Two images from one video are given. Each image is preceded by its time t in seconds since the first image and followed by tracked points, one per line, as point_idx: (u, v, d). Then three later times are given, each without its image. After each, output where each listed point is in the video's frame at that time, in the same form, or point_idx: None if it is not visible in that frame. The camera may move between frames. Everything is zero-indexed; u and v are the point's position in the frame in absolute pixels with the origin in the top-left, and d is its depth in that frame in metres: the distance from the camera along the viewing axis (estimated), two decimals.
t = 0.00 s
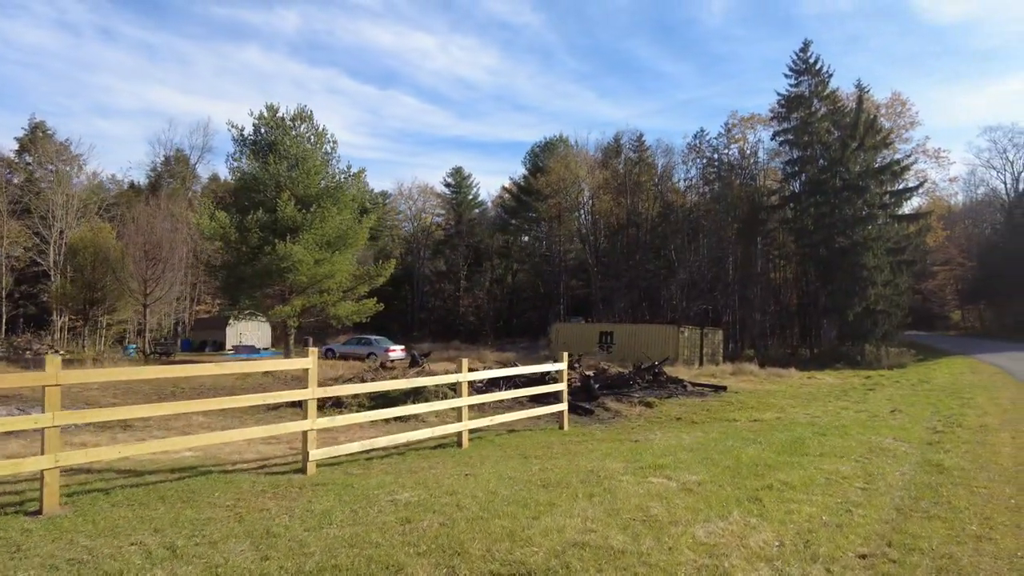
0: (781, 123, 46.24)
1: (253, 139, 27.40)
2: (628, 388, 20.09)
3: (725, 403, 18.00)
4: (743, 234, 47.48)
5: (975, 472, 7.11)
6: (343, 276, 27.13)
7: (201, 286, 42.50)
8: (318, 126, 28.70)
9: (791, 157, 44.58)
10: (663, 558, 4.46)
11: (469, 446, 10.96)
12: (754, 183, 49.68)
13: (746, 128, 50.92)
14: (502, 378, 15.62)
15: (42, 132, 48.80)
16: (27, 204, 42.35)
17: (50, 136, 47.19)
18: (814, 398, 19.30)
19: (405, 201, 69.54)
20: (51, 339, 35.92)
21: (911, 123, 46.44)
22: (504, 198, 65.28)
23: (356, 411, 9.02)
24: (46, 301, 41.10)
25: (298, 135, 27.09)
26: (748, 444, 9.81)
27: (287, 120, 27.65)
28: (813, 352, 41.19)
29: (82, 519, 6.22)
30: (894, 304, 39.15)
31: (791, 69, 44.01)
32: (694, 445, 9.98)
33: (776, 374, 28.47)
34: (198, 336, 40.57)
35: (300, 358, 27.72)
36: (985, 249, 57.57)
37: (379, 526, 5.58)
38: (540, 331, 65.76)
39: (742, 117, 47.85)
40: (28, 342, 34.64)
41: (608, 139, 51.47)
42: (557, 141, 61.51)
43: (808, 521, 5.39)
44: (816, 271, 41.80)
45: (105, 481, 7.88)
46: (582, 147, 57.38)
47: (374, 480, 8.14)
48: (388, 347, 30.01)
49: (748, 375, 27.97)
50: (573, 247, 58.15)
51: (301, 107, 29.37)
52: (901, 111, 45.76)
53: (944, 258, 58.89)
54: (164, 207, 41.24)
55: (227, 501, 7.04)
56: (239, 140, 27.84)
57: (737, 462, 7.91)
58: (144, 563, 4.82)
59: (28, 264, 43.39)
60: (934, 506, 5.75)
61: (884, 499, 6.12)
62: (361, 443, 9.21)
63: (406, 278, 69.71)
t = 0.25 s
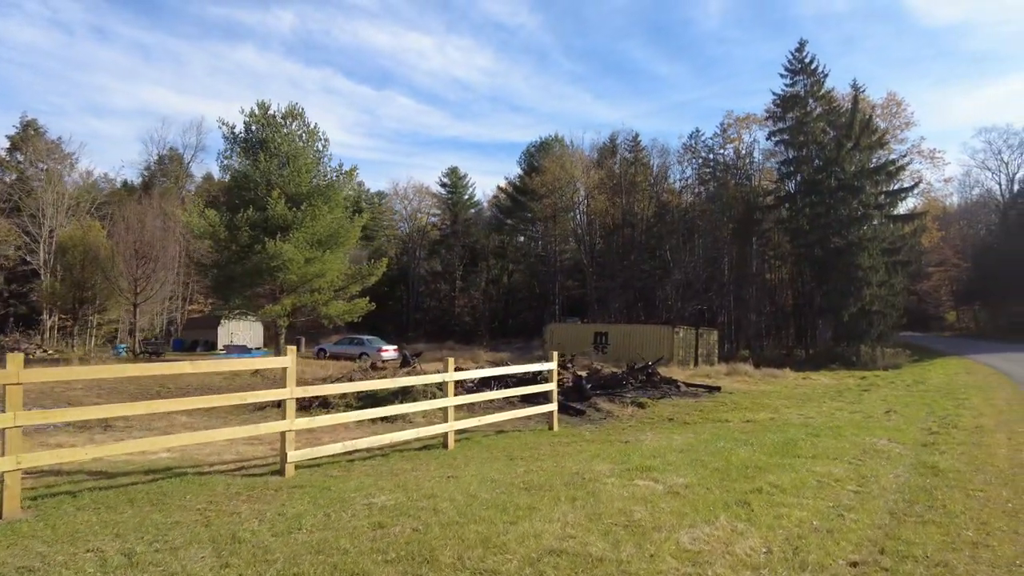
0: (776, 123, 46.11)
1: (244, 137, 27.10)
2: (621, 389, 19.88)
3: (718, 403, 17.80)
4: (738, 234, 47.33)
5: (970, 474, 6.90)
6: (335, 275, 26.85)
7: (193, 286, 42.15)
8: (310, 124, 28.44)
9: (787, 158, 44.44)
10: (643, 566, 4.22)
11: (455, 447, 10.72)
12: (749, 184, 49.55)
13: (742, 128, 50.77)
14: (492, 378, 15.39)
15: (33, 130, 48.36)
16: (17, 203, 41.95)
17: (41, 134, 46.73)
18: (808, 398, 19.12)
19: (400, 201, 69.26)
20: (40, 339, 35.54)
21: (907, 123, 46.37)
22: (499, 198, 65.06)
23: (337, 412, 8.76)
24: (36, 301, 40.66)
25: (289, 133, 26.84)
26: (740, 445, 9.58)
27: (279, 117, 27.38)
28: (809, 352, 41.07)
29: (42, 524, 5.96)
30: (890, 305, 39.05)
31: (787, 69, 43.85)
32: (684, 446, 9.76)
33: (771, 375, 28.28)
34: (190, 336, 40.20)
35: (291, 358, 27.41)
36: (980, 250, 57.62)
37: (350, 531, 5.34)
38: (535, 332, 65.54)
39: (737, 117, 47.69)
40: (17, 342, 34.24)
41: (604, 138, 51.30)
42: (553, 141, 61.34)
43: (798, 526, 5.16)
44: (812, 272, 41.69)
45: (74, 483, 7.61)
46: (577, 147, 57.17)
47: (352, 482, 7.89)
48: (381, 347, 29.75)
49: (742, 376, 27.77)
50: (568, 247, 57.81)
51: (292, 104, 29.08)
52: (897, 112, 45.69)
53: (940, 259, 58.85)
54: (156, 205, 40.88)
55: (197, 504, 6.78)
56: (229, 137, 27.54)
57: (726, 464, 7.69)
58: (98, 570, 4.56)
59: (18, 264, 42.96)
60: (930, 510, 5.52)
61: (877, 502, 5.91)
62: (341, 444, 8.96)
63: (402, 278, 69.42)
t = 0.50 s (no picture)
0: (774, 123, 45.96)
1: (236, 136, 26.86)
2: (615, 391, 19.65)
3: (712, 406, 17.59)
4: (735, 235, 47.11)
5: (967, 482, 6.68)
6: (327, 276, 26.61)
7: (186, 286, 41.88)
8: (303, 123, 28.21)
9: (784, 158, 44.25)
10: None
11: (442, 451, 10.48)
12: (746, 184, 49.38)
13: (739, 128, 50.60)
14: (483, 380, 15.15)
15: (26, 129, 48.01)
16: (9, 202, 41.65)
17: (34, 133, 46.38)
18: (804, 401, 18.92)
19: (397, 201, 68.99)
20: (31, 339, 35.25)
21: (904, 124, 46.23)
22: (496, 198, 64.83)
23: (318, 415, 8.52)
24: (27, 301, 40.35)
25: (281, 132, 26.62)
26: (732, 450, 9.35)
27: (271, 116, 27.15)
28: (806, 354, 40.87)
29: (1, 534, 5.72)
30: (887, 306, 38.90)
31: (784, 69, 43.68)
32: (675, 451, 9.53)
33: (767, 376, 28.08)
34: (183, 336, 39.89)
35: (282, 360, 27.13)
36: (977, 252, 57.58)
37: (320, 544, 5.09)
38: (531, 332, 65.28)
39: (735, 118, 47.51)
40: (7, 342, 33.94)
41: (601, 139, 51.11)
42: (549, 141, 61.15)
43: (788, 539, 4.94)
44: (808, 273, 41.50)
45: (43, 490, 7.35)
46: (574, 147, 56.98)
47: (331, 489, 7.64)
48: (374, 348, 29.50)
49: (738, 377, 27.56)
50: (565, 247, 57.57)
51: (284, 104, 28.88)
52: (894, 112, 45.55)
53: (937, 260, 58.76)
54: (149, 205, 40.59)
55: (167, 513, 6.54)
56: (220, 136, 27.29)
57: (716, 470, 7.46)
58: None
59: (9, 263, 42.61)
60: (925, 521, 5.30)
61: (870, 512, 5.69)
62: (322, 449, 8.72)
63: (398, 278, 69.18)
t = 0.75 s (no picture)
0: (770, 123, 45.80)
1: (227, 133, 26.57)
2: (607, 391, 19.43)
3: (706, 405, 17.37)
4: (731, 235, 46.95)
5: (961, 484, 6.47)
6: (319, 275, 26.37)
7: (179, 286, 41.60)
8: (294, 120, 27.98)
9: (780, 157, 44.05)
10: None
11: (427, 452, 10.25)
12: (742, 183, 49.23)
13: (735, 128, 50.44)
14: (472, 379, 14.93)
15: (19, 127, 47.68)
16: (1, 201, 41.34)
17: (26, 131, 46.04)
18: (799, 401, 18.73)
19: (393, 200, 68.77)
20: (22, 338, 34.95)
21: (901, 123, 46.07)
22: (492, 198, 64.59)
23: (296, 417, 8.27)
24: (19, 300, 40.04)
25: (272, 129, 26.39)
26: (722, 450, 9.13)
27: (262, 114, 26.92)
28: (802, 354, 40.66)
29: None
30: (883, 306, 38.73)
31: (780, 67, 43.50)
32: (664, 452, 9.32)
33: (762, 376, 27.88)
34: (175, 336, 39.61)
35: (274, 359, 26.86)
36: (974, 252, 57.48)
37: (282, 550, 4.88)
38: (528, 332, 65.08)
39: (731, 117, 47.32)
40: None
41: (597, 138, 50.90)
42: (545, 140, 60.94)
43: (772, 545, 4.72)
44: (805, 272, 41.29)
45: (9, 493, 7.12)
46: (570, 147, 56.79)
47: (307, 491, 7.42)
48: (367, 348, 29.26)
49: (733, 377, 27.36)
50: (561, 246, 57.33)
51: (276, 102, 28.64)
52: (891, 112, 45.38)
53: (934, 260, 58.66)
54: (141, 204, 40.30)
55: (133, 516, 6.30)
56: (211, 134, 27.01)
57: (703, 472, 7.25)
58: None
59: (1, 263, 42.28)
60: (916, 525, 5.09)
61: (859, 516, 5.47)
62: (301, 450, 8.48)
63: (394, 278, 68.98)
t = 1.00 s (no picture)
0: (765, 122, 45.55)
1: (216, 133, 26.26)
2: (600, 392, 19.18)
3: (699, 407, 17.13)
4: (726, 235, 46.76)
5: (956, 490, 6.24)
6: (309, 275, 26.09)
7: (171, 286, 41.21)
8: (285, 120, 27.68)
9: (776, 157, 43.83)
10: None
11: (410, 457, 9.99)
12: (738, 183, 49.03)
13: (731, 127, 50.24)
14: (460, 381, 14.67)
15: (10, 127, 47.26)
16: None
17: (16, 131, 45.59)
18: (793, 402, 18.50)
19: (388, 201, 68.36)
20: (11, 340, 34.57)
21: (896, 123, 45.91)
22: (487, 198, 64.30)
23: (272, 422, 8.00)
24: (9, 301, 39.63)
25: (262, 128, 26.08)
26: (711, 454, 8.89)
27: (252, 113, 26.61)
28: (798, 354, 40.47)
29: None
30: (879, 306, 38.55)
31: (776, 67, 43.27)
32: (652, 456, 9.08)
33: (757, 377, 27.67)
34: (167, 337, 39.24)
35: (264, 361, 26.55)
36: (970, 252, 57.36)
37: (239, 562, 4.62)
38: (523, 333, 64.80)
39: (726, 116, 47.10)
40: None
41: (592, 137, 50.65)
42: (541, 139, 60.67)
43: (757, 557, 4.48)
44: (800, 273, 41.09)
45: None
46: (566, 146, 56.54)
47: (280, 498, 7.14)
48: (359, 349, 28.98)
49: (728, 378, 27.14)
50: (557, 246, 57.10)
51: (267, 100, 28.34)
52: (886, 111, 45.22)
53: (930, 259, 58.51)
54: (132, 204, 39.91)
55: (93, 525, 6.03)
56: (200, 133, 26.70)
57: (690, 477, 6.99)
58: None
59: None
60: (908, 536, 4.85)
61: (849, 525, 5.24)
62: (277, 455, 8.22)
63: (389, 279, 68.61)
